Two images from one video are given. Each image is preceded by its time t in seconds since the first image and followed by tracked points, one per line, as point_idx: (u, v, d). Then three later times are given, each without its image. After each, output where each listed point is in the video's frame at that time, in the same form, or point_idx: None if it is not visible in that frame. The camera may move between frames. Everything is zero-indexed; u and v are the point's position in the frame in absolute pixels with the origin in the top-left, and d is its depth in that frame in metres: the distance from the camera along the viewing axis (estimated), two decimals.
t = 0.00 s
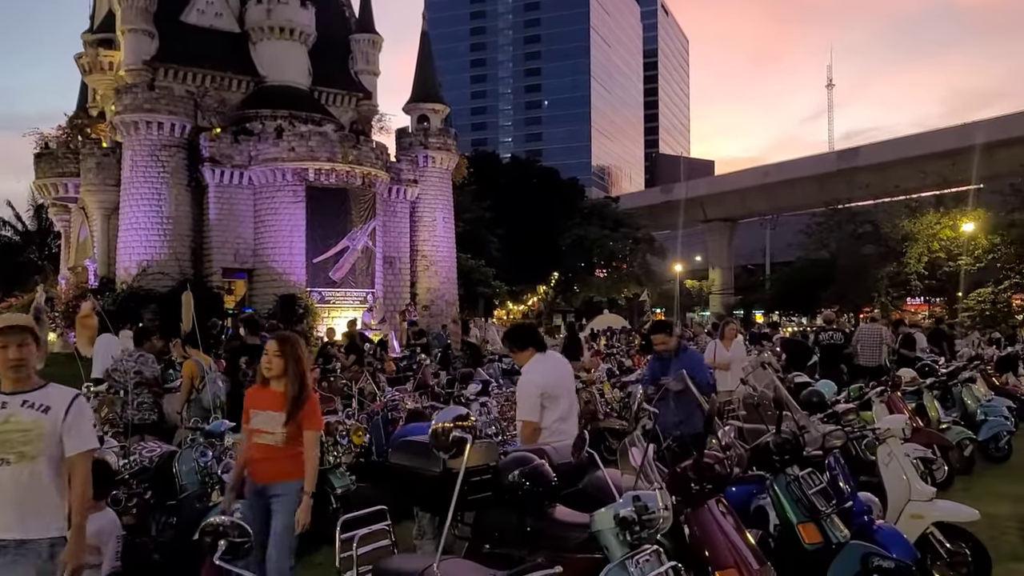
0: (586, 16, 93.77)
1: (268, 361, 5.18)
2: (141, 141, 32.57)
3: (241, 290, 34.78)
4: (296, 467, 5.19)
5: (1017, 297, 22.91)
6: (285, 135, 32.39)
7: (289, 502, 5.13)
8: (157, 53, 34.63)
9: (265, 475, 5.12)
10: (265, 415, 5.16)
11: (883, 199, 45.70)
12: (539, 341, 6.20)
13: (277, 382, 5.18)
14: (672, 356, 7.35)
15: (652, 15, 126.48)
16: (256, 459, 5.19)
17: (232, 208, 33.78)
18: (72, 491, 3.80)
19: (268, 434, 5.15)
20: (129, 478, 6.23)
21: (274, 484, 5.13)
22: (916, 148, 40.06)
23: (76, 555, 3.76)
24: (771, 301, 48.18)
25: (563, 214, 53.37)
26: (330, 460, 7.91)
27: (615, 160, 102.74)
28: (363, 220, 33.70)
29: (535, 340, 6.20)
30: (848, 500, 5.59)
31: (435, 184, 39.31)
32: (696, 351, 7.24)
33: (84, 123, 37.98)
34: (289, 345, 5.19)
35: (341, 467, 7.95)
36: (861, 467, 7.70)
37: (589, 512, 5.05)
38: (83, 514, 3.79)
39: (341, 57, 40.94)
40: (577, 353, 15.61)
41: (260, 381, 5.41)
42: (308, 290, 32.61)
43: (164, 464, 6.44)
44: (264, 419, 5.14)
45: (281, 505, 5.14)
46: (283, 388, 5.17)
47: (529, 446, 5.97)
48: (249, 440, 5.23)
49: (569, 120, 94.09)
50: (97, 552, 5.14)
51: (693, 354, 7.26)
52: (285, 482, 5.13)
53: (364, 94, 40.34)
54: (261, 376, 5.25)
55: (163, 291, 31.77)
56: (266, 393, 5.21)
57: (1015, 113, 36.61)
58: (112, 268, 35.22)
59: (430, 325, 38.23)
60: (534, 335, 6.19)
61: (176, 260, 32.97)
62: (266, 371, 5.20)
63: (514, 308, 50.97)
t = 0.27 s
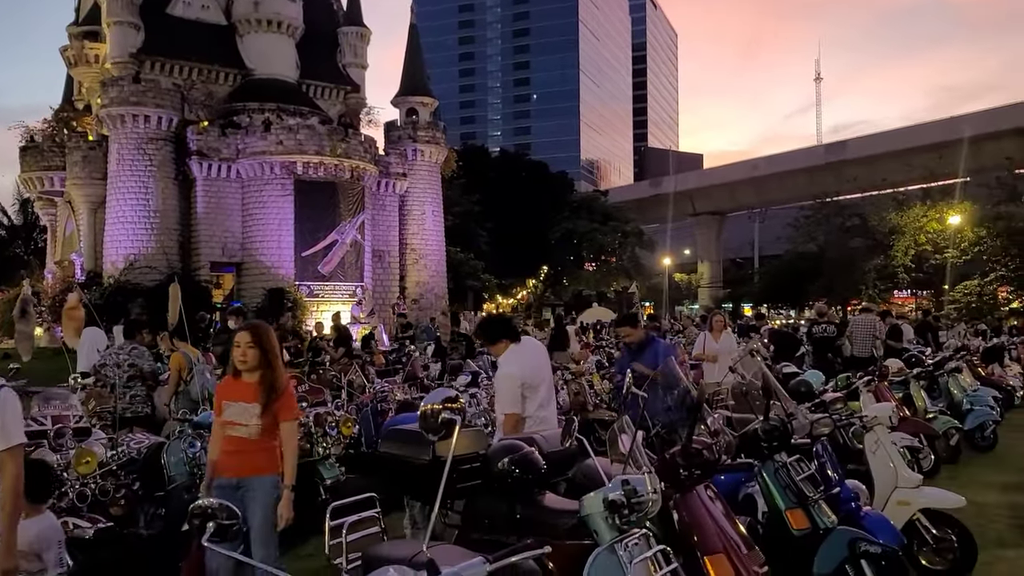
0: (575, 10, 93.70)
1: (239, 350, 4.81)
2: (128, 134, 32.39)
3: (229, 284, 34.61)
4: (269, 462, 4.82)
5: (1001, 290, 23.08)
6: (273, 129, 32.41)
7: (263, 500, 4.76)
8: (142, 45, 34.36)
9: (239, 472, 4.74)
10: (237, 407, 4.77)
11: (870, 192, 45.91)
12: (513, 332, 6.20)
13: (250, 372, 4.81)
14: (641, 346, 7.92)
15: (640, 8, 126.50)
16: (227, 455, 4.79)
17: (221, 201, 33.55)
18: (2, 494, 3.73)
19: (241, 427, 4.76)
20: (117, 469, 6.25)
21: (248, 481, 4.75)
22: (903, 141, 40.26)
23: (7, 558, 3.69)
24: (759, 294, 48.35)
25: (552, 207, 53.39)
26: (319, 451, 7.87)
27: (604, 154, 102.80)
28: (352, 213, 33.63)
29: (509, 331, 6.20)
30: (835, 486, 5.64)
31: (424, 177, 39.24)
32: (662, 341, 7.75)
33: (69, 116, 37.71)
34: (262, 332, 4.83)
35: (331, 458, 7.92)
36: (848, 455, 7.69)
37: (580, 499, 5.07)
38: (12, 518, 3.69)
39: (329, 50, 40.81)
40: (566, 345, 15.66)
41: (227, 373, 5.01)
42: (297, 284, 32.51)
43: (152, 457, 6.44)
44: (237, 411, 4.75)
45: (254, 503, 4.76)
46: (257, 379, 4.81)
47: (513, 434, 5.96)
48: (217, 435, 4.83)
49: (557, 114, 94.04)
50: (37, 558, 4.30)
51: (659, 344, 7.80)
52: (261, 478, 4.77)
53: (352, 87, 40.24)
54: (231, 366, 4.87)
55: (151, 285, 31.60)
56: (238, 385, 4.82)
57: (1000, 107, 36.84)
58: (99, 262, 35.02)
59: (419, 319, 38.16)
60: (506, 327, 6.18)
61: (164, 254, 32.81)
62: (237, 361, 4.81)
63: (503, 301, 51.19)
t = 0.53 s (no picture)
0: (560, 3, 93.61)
1: (191, 347, 4.66)
2: (111, 127, 32.13)
3: (215, 279, 34.46)
4: (228, 464, 4.66)
5: (983, 282, 23.27)
6: (258, 122, 32.12)
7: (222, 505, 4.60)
8: (125, 37, 34.06)
9: (201, 475, 4.56)
10: (193, 408, 4.61)
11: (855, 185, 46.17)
12: (499, 325, 6.18)
13: (204, 371, 4.67)
14: (608, 334, 8.40)
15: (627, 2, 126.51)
16: (183, 458, 4.61)
17: (206, 194, 33.41)
18: None
19: (199, 428, 4.59)
20: (101, 464, 6.06)
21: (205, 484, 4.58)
22: (887, 135, 40.50)
23: None
24: (745, 287, 48.57)
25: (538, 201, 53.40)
26: (306, 444, 7.91)
27: (591, 148, 102.87)
28: (338, 207, 33.48)
29: (495, 323, 6.18)
30: (819, 474, 5.72)
31: (410, 170, 39.15)
32: (628, 330, 8.38)
33: (52, 109, 37.38)
34: (214, 330, 4.70)
35: (318, 450, 7.98)
36: (833, 443, 7.77)
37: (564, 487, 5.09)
38: None
39: (314, 42, 40.63)
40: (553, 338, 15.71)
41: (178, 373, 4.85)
42: (283, 279, 32.32)
43: (137, 450, 6.43)
44: (195, 412, 4.60)
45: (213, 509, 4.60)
46: (212, 378, 4.67)
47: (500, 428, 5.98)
48: (172, 438, 4.64)
49: (543, 108, 94.04)
50: None
51: (626, 331, 8.42)
52: (220, 480, 4.61)
53: (338, 81, 40.08)
54: (184, 365, 4.72)
55: (136, 280, 31.40)
56: (192, 385, 4.66)
57: (983, 100, 37.09)
58: (82, 257, 34.77)
59: (406, 312, 38.07)
60: (492, 319, 6.16)
61: (148, 248, 32.57)
62: (190, 360, 4.65)
63: (490, 295, 51.27)
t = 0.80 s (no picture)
0: None
1: (129, 333, 4.57)
2: (89, 117, 31.80)
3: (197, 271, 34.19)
4: (169, 454, 4.56)
5: (963, 274, 23.47)
6: (240, 113, 31.91)
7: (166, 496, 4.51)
8: (104, 27, 33.68)
9: (139, 468, 4.46)
10: (132, 397, 4.53)
11: (837, 178, 46.47)
12: (494, 310, 6.20)
13: (143, 358, 4.58)
14: (583, 323, 8.41)
15: None
16: (123, 449, 4.53)
17: (187, 184, 33.05)
18: None
19: (138, 418, 4.51)
20: (82, 454, 6.23)
21: (145, 475, 4.48)
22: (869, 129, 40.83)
23: None
24: (727, 279, 48.79)
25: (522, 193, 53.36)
26: (289, 434, 7.88)
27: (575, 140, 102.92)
28: (320, 199, 33.25)
29: (491, 309, 6.20)
30: (801, 461, 5.79)
31: (394, 161, 38.96)
32: (603, 319, 8.41)
33: (29, 98, 36.93)
34: (153, 315, 4.62)
35: (301, 441, 7.96)
36: (815, 431, 7.80)
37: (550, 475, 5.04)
38: None
39: (296, 32, 40.34)
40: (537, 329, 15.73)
41: (119, 362, 4.76)
42: (265, 270, 32.24)
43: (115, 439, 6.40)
44: (133, 401, 4.51)
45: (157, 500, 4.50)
46: (150, 364, 4.57)
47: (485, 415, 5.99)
48: (111, 428, 4.56)
49: (527, 100, 93.94)
50: None
51: (600, 320, 8.45)
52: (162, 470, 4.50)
53: (321, 71, 39.83)
54: (122, 354, 4.63)
55: (115, 272, 31.14)
56: (131, 372, 4.57)
57: (963, 94, 37.39)
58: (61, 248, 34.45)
59: (389, 304, 37.98)
60: (489, 302, 6.19)
61: (129, 239, 32.29)
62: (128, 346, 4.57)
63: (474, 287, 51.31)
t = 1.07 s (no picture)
0: None
1: (60, 320, 4.18)
2: (59, 106, 31.31)
3: (170, 263, 33.82)
4: (106, 450, 4.15)
5: (933, 270, 23.75)
6: (214, 103, 31.81)
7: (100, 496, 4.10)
8: (74, 14, 33.02)
9: (71, 461, 4.06)
10: (63, 388, 4.14)
11: (811, 174, 46.84)
12: (479, 296, 6.22)
13: (75, 346, 4.17)
14: (558, 314, 8.42)
15: None
16: (59, 444, 4.15)
17: (160, 175, 32.71)
18: None
19: (69, 412, 4.12)
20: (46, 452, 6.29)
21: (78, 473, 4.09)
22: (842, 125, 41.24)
23: None
24: (703, 274, 49.09)
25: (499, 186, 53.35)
26: (265, 425, 7.78)
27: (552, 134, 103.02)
28: (296, 190, 32.79)
29: (476, 294, 6.22)
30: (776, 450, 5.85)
31: (370, 154, 38.76)
32: (579, 310, 8.42)
33: None
34: (85, 299, 4.20)
35: (276, 432, 7.87)
36: (790, 422, 7.85)
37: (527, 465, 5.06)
38: None
39: (272, 22, 39.90)
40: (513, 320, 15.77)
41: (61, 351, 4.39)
42: (239, 263, 31.90)
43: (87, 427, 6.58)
44: (62, 393, 4.13)
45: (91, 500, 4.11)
46: (82, 352, 4.15)
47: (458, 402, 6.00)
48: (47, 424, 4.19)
49: (504, 93, 93.87)
50: None
51: (575, 311, 8.47)
52: (95, 468, 4.10)
53: (296, 62, 39.58)
54: (55, 342, 4.24)
55: (86, 263, 30.73)
56: (63, 362, 4.16)
57: (935, 91, 37.80)
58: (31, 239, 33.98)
59: (365, 296, 37.79)
60: (474, 284, 6.21)
61: (100, 230, 31.90)
62: (59, 335, 4.16)
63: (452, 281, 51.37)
